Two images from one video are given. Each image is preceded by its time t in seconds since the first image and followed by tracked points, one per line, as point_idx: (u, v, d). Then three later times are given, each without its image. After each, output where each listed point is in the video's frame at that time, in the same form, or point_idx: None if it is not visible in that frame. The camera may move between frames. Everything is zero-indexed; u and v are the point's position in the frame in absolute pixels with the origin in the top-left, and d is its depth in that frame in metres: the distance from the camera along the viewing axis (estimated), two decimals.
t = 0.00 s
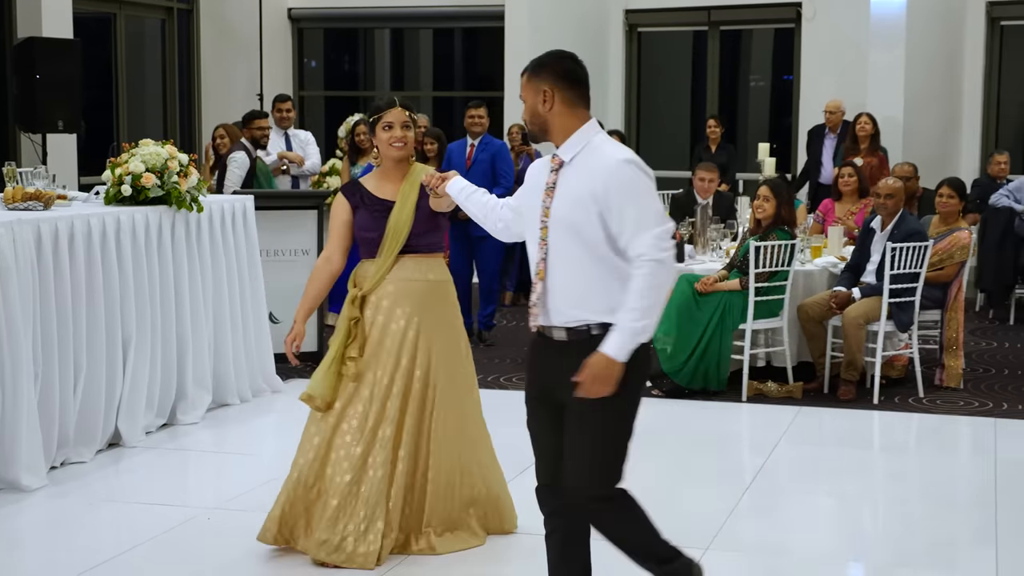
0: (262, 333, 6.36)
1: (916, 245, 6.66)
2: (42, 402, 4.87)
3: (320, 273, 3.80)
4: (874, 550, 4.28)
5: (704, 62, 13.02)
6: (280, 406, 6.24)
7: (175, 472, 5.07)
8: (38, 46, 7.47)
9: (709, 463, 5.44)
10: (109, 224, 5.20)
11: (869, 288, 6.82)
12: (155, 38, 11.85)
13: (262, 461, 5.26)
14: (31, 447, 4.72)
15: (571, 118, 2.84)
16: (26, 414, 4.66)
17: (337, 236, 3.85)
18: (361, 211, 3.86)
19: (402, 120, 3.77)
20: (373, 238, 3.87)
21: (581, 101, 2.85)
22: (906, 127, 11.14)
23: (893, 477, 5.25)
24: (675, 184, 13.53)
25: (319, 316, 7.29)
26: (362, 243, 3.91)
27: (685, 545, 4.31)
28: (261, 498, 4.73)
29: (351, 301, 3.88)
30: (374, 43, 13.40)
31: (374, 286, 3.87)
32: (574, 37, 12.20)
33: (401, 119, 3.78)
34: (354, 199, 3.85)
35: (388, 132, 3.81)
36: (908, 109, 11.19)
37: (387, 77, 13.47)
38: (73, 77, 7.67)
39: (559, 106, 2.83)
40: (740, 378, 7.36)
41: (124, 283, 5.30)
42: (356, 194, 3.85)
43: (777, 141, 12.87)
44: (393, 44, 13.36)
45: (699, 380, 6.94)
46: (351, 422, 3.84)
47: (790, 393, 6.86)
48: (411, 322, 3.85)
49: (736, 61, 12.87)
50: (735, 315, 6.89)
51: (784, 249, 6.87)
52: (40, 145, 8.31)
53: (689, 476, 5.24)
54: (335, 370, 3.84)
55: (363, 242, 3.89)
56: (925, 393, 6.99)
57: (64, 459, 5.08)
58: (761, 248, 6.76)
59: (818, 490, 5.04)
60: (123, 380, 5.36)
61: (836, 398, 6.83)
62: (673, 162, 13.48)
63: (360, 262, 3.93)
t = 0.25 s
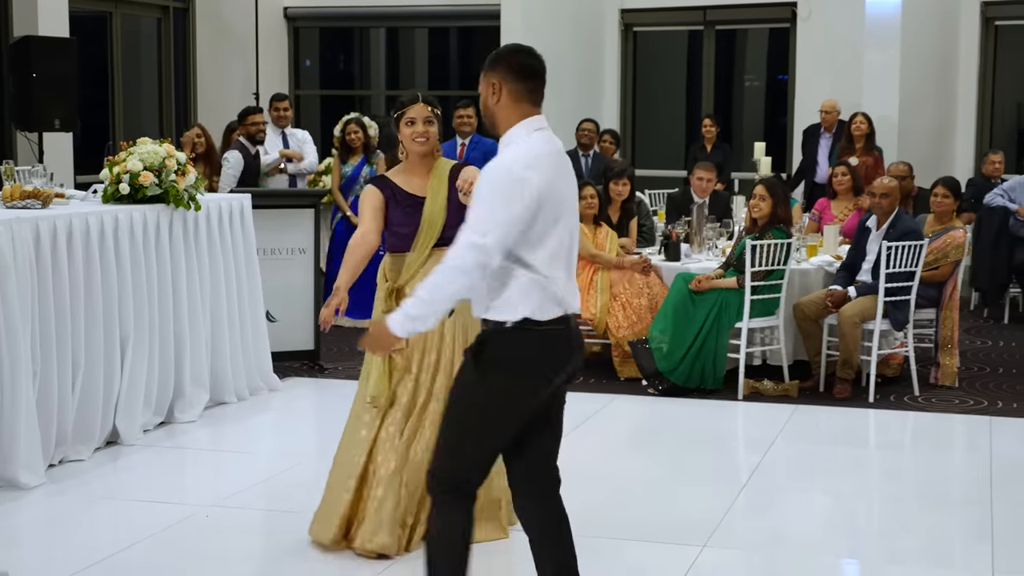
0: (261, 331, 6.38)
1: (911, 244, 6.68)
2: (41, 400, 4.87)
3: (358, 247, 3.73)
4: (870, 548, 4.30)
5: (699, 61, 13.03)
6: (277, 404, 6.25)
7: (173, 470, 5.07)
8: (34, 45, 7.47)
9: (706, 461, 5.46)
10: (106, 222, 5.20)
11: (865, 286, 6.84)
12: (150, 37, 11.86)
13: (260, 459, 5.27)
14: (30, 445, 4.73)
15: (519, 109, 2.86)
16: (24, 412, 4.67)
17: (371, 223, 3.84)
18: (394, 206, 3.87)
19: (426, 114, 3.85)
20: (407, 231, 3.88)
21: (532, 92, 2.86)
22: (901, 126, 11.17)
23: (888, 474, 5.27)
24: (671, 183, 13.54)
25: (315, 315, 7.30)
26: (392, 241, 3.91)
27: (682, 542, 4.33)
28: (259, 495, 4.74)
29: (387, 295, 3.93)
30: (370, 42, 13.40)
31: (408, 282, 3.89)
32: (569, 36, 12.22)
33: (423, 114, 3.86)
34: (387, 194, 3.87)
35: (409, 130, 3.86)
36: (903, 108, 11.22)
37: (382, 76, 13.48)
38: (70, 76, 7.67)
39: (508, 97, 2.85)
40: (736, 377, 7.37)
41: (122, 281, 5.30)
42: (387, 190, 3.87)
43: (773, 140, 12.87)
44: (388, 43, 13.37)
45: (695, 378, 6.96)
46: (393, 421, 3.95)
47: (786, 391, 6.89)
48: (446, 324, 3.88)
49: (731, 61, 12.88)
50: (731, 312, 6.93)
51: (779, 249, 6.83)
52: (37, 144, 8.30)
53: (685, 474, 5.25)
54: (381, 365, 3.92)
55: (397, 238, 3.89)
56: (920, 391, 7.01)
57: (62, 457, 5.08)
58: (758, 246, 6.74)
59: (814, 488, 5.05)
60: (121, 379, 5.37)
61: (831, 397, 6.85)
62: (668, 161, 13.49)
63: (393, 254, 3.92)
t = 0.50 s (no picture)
0: (261, 330, 6.39)
1: (910, 243, 6.69)
2: (42, 399, 4.88)
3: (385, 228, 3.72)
4: (869, 545, 4.31)
5: (697, 61, 13.03)
6: (276, 404, 6.25)
7: (174, 469, 5.08)
8: (33, 44, 7.47)
9: (706, 460, 5.47)
10: (107, 221, 5.21)
11: (864, 285, 6.85)
12: (148, 37, 11.87)
13: (260, 458, 5.27)
14: (31, 444, 4.73)
15: (444, 116, 3.10)
16: (26, 411, 4.67)
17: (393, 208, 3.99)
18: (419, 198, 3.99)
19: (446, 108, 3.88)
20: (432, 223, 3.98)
21: (454, 98, 3.10)
22: (899, 125, 11.18)
23: (887, 472, 5.28)
24: (669, 183, 13.54)
25: (315, 315, 7.30)
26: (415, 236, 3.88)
27: (683, 541, 4.34)
28: (260, 494, 4.74)
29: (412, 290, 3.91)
30: (367, 42, 13.40)
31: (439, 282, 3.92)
32: (567, 36, 12.24)
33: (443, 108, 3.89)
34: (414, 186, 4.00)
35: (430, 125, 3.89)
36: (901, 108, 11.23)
37: (380, 75, 13.48)
38: (69, 76, 7.67)
39: (437, 103, 3.11)
40: (735, 376, 7.38)
41: (123, 280, 5.31)
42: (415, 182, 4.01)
43: (770, 140, 12.87)
44: (386, 43, 13.37)
45: (694, 377, 6.96)
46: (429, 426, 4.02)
47: (785, 390, 6.90)
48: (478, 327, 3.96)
49: (728, 61, 12.88)
50: (730, 311, 6.94)
51: (779, 247, 6.84)
52: (36, 144, 8.30)
53: (684, 473, 5.26)
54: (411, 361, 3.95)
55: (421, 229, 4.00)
56: (919, 390, 7.02)
57: (63, 456, 5.08)
58: (757, 245, 6.76)
59: (814, 486, 5.07)
60: (122, 378, 5.37)
61: (830, 396, 6.86)
62: (666, 161, 13.50)
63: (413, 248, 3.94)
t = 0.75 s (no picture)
0: (259, 329, 6.38)
1: (908, 242, 6.70)
2: (41, 400, 4.87)
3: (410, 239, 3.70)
4: (868, 544, 4.32)
5: (694, 60, 13.03)
6: (275, 404, 6.24)
7: (172, 469, 5.07)
8: (31, 45, 7.45)
9: (704, 460, 5.47)
10: (106, 221, 5.20)
11: (862, 285, 6.86)
12: (145, 37, 11.87)
13: (259, 458, 5.27)
14: (30, 444, 4.73)
15: (375, 107, 3.14)
16: (25, 411, 4.67)
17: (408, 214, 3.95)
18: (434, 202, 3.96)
19: (456, 111, 3.81)
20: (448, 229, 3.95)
21: (385, 91, 3.12)
22: (896, 125, 11.20)
23: (885, 472, 5.29)
24: (666, 182, 13.54)
25: (313, 315, 7.30)
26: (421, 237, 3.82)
27: (683, 540, 4.34)
28: (259, 494, 4.74)
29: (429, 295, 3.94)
30: (364, 41, 13.39)
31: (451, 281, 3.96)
32: (564, 36, 12.23)
33: (453, 111, 3.82)
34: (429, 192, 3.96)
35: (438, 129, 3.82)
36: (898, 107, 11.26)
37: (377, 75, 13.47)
38: (67, 76, 7.66)
39: (370, 95, 3.14)
40: (733, 375, 7.39)
41: (121, 280, 5.31)
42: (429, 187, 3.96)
43: (767, 139, 12.87)
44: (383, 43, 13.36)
45: (693, 377, 6.96)
46: (441, 420, 4.00)
47: (783, 389, 6.90)
48: (488, 323, 3.99)
49: (725, 60, 12.88)
50: (728, 311, 6.93)
51: (776, 247, 6.84)
52: (33, 144, 8.28)
53: (683, 472, 5.27)
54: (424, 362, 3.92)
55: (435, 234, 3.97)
56: (917, 389, 7.03)
57: (62, 457, 5.08)
58: (755, 244, 6.76)
59: (812, 485, 5.07)
60: (121, 378, 5.37)
61: (828, 395, 6.87)
62: (663, 160, 13.50)
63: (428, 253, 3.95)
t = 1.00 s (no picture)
0: (253, 330, 6.38)
1: (901, 242, 6.70)
2: (34, 400, 4.86)
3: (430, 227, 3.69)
4: (861, 544, 4.33)
5: (687, 60, 13.04)
6: (269, 404, 6.24)
7: (165, 470, 5.06)
8: (23, 45, 7.44)
9: (698, 459, 5.47)
10: (99, 221, 5.19)
11: (855, 284, 6.86)
12: (137, 37, 11.84)
13: (253, 458, 5.26)
14: (23, 445, 4.71)
15: (340, 102, 3.18)
16: (18, 412, 4.65)
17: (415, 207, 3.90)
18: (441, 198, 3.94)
19: (460, 109, 3.92)
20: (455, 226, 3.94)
21: (351, 87, 3.16)
22: (889, 125, 11.22)
23: (878, 471, 5.30)
24: (659, 182, 13.54)
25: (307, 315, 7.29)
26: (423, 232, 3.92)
27: (677, 540, 4.34)
28: (252, 495, 4.73)
29: (437, 297, 3.94)
30: (357, 41, 13.38)
31: (455, 284, 3.95)
32: (557, 36, 12.22)
33: (458, 110, 3.93)
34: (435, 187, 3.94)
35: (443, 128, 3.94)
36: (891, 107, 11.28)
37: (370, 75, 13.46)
38: (59, 76, 7.64)
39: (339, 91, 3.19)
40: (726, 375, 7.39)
41: (114, 280, 5.30)
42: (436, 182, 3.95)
43: (760, 139, 12.88)
44: (376, 42, 13.34)
45: (686, 377, 6.96)
46: (441, 421, 4.01)
47: (776, 389, 6.90)
48: (494, 324, 3.99)
49: (718, 60, 12.90)
50: (721, 310, 6.93)
51: (771, 246, 6.84)
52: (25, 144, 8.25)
53: (676, 472, 5.27)
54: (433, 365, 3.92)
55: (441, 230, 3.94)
56: (910, 389, 7.03)
57: (55, 457, 5.07)
58: (748, 244, 6.77)
59: (806, 485, 5.08)
60: (114, 378, 5.36)
61: (822, 394, 6.87)
62: (656, 160, 13.51)
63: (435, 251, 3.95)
